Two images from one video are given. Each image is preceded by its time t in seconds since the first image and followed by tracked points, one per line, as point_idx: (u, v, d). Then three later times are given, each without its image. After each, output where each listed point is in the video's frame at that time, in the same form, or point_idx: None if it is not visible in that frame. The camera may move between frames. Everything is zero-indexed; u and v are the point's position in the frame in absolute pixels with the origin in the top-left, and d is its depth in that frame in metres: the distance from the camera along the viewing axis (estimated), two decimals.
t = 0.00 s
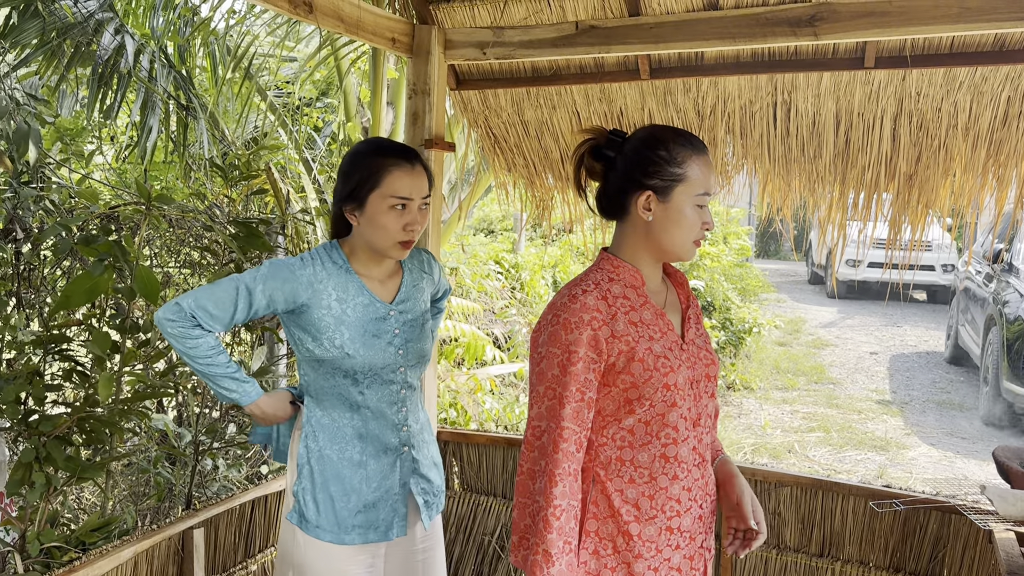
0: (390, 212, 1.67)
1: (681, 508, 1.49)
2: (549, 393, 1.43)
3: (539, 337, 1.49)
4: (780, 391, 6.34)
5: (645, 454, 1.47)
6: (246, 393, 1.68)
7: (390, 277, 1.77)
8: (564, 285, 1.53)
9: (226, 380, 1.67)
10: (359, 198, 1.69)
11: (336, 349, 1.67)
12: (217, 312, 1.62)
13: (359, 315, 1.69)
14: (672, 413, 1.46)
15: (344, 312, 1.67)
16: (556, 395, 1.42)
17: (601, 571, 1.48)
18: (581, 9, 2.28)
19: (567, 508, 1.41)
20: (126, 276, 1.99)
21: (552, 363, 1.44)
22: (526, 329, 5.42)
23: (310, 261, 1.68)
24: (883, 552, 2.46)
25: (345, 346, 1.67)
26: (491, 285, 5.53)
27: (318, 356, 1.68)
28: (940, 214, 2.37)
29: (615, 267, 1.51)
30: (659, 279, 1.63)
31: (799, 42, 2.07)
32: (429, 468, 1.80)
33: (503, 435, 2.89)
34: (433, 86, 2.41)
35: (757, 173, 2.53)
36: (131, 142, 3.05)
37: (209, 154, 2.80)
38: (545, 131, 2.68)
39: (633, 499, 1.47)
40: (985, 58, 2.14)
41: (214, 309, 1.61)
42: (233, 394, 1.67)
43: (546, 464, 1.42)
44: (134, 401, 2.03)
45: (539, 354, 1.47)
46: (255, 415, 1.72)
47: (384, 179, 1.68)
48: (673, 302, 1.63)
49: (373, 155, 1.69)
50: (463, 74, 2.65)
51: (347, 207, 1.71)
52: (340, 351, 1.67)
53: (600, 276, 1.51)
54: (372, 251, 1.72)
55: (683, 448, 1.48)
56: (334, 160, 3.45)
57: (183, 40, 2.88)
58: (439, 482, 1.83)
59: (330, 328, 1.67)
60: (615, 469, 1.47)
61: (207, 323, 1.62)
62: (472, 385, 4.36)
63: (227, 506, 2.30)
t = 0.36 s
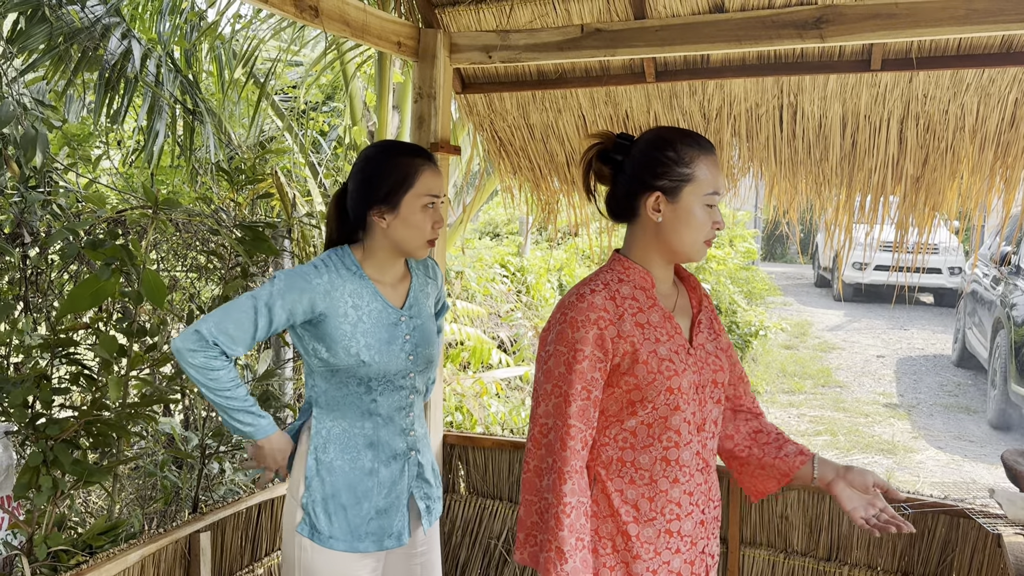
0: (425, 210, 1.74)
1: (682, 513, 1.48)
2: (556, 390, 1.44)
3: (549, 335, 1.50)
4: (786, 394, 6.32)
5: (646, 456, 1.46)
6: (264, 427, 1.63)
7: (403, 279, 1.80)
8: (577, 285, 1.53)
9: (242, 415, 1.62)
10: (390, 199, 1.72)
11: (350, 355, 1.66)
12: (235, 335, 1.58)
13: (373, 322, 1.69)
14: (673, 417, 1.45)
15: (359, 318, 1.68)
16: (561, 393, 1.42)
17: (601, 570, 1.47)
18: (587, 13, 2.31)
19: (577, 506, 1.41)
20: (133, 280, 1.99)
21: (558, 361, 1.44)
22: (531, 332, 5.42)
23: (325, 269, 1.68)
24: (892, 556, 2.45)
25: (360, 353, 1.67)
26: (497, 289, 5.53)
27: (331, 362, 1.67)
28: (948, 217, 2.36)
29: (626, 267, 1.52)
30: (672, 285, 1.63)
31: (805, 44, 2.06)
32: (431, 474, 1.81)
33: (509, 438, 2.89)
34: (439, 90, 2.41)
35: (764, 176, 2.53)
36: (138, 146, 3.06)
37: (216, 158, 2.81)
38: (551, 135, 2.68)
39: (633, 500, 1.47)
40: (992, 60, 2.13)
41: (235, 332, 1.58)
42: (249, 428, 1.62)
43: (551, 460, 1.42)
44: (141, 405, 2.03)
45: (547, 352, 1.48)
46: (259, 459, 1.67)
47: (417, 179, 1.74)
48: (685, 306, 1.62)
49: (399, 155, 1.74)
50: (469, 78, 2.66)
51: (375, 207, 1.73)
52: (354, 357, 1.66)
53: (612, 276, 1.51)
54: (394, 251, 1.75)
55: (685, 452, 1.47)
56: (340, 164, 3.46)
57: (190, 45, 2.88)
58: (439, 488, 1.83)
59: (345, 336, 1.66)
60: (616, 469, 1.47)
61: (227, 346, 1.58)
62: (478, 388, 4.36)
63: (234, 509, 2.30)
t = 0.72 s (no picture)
0: (446, 215, 1.78)
1: (670, 518, 1.47)
2: (558, 381, 1.45)
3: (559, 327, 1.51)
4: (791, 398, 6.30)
5: (641, 457, 1.47)
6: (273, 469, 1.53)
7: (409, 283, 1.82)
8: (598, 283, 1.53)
9: (254, 453, 1.52)
10: (417, 203, 1.73)
11: (365, 366, 1.65)
12: (261, 359, 1.52)
13: (385, 329, 1.69)
14: (673, 424, 1.45)
15: (374, 326, 1.67)
16: (564, 384, 1.44)
17: (583, 561, 1.49)
18: (587, 19, 2.32)
19: (565, 495, 1.41)
20: (135, 287, 2.00)
21: (566, 354, 1.46)
22: (535, 337, 5.42)
23: (341, 279, 1.66)
24: (895, 561, 2.44)
25: (374, 363, 1.66)
26: (500, 293, 5.54)
27: (340, 369, 1.65)
28: (949, 220, 2.35)
29: (651, 271, 1.53)
30: (699, 293, 1.62)
31: (804, 50, 2.07)
32: (433, 479, 1.81)
33: (511, 443, 2.89)
34: (441, 96, 2.42)
35: (765, 180, 2.53)
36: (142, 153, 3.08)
37: (220, 164, 2.82)
38: (552, 140, 2.69)
39: (622, 497, 1.48)
40: (992, 64, 2.13)
41: (262, 354, 1.52)
42: (258, 469, 1.51)
43: (543, 446, 1.44)
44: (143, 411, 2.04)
45: (557, 344, 1.49)
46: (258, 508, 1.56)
47: (440, 185, 1.77)
48: (707, 317, 1.59)
49: (423, 160, 1.77)
50: (471, 84, 2.67)
51: (400, 209, 1.72)
52: (368, 365, 1.65)
53: (637, 277, 1.52)
54: (414, 255, 1.77)
55: (681, 459, 1.46)
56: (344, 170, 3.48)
57: (194, 52, 2.90)
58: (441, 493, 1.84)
59: (362, 347, 1.65)
60: (610, 465, 1.48)
61: (253, 367, 1.51)
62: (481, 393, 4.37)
63: (235, 515, 2.31)
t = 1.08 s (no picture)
0: (457, 224, 1.77)
1: (674, 524, 1.47)
2: (566, 380, 1.45)
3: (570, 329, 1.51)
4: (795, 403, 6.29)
5: (646, 460, 1.47)
6: (317, 506, 1.50)
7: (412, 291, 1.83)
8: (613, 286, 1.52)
9: (301, 492, 1.48)
10: (430, 211, 1.73)
11: (377, 372, 1.65)
12: (302, 387, 1.50)
13: (396, 335, 1.69)
14: (679, 429, 1.45)
15: (385, 332, 1.67)
16: (571, 384, 1.44)
17: (585, 561, 1.50)
18: (588, 25, 2.34)
19: (569, 494, 1.42)
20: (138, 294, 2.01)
21: (575, 355, 1.46)
22: (538, 342, 5.43)
23: (354, 286, 1.65)
24: (899, 566, 2.43)
25: (385, 368, 1.66)
26: (503, 299, 5.53)
27: (350, 376, 1.63)
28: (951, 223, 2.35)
29: (664, 276, 1.53)
30: (711, 300, 1.61)
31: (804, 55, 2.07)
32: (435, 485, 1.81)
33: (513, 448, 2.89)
34: (442, 102, 2.42)
35: (766, 185, 2.53)
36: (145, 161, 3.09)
37: (223, 171, 2.84)
38: (553, 145, 2.69)
39: (626, 500, 1.48)
40: (992, 68, 2.13)
41: (301, 382, 1.50)
42: (305, 509, 1.47)
43: (547, 446, 1.45)
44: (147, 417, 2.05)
45: (568, 345, 1.48)
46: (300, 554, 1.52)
47: (453, 194, 1.76)
48: (719, 324, 1.59)
49: (437, 170, 1.77)
50: (472, 90, 2.67)
51: (414, 216, 1.72)
52: (379, 371, 1.65)
53: (651, 282, 1.52)
54: (424, 262, 1.77)
55: (687, 465, 1.45)
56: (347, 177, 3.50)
57: (196, 60, 2.92)
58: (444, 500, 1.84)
59: (375, 353, 1.64)
60: (615, 468, 1.49)
61: (296, 395, 1.49)
62: (484, 399, 4.36)
63: (239, 521, 2.31)
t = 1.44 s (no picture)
0: (463, 232, 1.76)
1: (686, 528, 1.48)
2: (597, 394, 1.38)
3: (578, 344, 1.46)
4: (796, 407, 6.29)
5: (656, 467, 1.47)
6: (357, 515, 1.58)
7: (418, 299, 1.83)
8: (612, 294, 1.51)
9: (339, 502, 1.56)
10: (435, 218, 1.72)
11: (382, 376, 1.67)
12: (327, 399, 1.57)
13: (401, 340, 1.70)
14: (688, 434, 1.46)
15: (391, 337, 1.69)
16: (592, 397, 1.38)
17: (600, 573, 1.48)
18: (587, 32, 2.34)
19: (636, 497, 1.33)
20: (139, 301, 2.01)
21: (591, 367, 1.40)
22: (538, 347, 5.43)
23: (360, 290, 1.67)
24: (899, 570, 2.43)
25: (391, 371, 1.68)
26: (503, 304, 5.54)
27: (361, 382, 1.66)
28: (949, 227, 2.36)
29: (661, 282, 1.52)
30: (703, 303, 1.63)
31: (800, 61, 2.08)
32: (445, 494, 1.82)
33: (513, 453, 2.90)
34: (442, 109, 2.43)
35: (765, 189, 2.53)
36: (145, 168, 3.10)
37: (223, 178, 2.85)
38: (553, 151, 2.70)
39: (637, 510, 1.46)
40: (989, 72, 2.14)
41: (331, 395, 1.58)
42: (342, 518, 1.55)
43: (590, 465, 1.34)
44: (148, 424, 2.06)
45: (582, 357, 1.42)
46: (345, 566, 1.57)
47: (457, 202, 1.76)
48: (710, 327, 1.61)
49: (444, 178, 1.77)
50: (471, 96, 2.68)
51: (419, 224, 1.72)
52: (382, 374, 1.67)
53: (648, 284, 1.52)
54: (429, 269, 1.77)
55: (695, 469, 1.47)
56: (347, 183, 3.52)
57: (197, 68, 2.93)
58: (452, 508, 1.83)
59: (381, 356, 1.67)
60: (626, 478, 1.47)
61: (328, 407, 1.57)
62: (485, 404, 4.36)
63: (240, 528, 2.32)
